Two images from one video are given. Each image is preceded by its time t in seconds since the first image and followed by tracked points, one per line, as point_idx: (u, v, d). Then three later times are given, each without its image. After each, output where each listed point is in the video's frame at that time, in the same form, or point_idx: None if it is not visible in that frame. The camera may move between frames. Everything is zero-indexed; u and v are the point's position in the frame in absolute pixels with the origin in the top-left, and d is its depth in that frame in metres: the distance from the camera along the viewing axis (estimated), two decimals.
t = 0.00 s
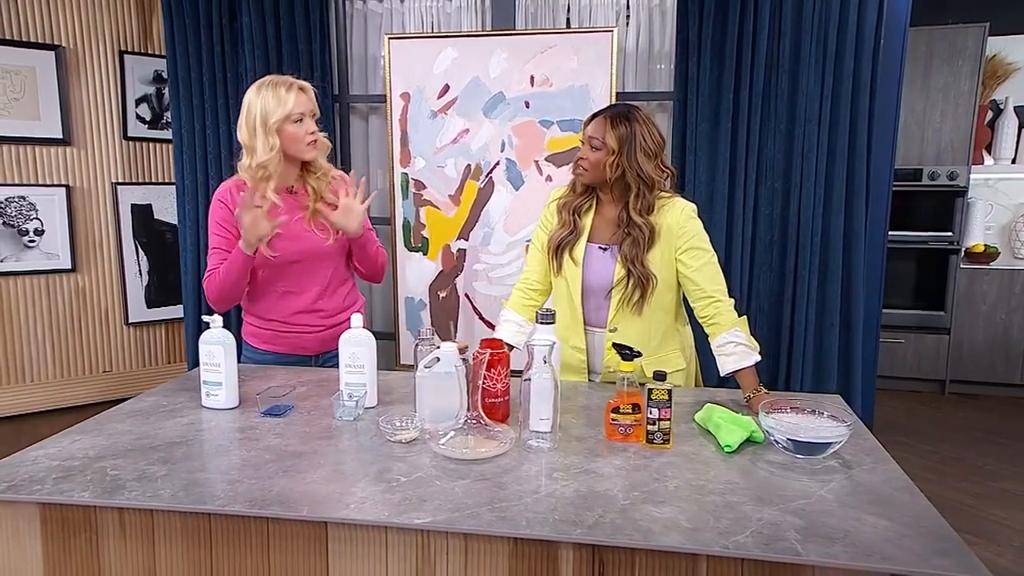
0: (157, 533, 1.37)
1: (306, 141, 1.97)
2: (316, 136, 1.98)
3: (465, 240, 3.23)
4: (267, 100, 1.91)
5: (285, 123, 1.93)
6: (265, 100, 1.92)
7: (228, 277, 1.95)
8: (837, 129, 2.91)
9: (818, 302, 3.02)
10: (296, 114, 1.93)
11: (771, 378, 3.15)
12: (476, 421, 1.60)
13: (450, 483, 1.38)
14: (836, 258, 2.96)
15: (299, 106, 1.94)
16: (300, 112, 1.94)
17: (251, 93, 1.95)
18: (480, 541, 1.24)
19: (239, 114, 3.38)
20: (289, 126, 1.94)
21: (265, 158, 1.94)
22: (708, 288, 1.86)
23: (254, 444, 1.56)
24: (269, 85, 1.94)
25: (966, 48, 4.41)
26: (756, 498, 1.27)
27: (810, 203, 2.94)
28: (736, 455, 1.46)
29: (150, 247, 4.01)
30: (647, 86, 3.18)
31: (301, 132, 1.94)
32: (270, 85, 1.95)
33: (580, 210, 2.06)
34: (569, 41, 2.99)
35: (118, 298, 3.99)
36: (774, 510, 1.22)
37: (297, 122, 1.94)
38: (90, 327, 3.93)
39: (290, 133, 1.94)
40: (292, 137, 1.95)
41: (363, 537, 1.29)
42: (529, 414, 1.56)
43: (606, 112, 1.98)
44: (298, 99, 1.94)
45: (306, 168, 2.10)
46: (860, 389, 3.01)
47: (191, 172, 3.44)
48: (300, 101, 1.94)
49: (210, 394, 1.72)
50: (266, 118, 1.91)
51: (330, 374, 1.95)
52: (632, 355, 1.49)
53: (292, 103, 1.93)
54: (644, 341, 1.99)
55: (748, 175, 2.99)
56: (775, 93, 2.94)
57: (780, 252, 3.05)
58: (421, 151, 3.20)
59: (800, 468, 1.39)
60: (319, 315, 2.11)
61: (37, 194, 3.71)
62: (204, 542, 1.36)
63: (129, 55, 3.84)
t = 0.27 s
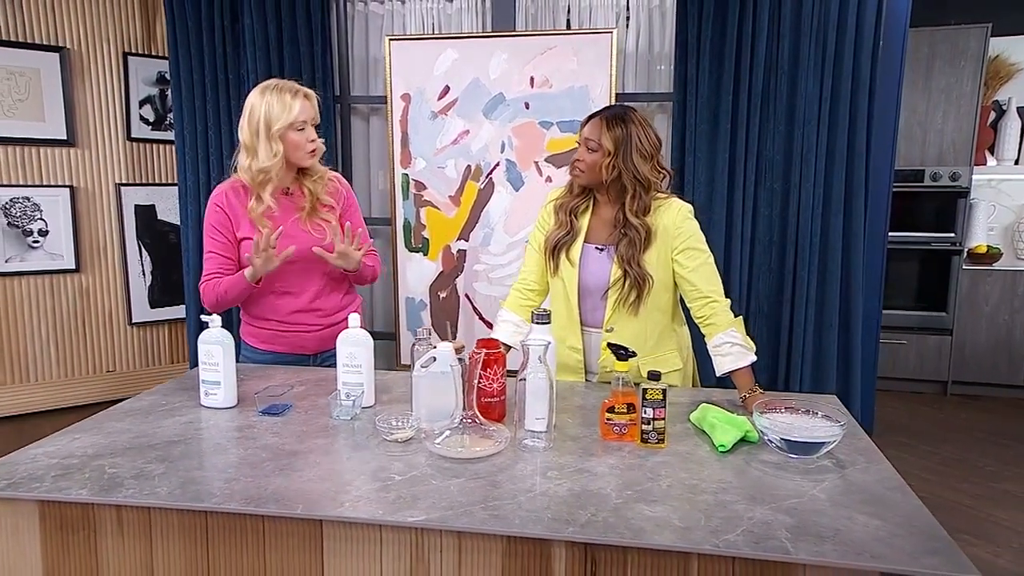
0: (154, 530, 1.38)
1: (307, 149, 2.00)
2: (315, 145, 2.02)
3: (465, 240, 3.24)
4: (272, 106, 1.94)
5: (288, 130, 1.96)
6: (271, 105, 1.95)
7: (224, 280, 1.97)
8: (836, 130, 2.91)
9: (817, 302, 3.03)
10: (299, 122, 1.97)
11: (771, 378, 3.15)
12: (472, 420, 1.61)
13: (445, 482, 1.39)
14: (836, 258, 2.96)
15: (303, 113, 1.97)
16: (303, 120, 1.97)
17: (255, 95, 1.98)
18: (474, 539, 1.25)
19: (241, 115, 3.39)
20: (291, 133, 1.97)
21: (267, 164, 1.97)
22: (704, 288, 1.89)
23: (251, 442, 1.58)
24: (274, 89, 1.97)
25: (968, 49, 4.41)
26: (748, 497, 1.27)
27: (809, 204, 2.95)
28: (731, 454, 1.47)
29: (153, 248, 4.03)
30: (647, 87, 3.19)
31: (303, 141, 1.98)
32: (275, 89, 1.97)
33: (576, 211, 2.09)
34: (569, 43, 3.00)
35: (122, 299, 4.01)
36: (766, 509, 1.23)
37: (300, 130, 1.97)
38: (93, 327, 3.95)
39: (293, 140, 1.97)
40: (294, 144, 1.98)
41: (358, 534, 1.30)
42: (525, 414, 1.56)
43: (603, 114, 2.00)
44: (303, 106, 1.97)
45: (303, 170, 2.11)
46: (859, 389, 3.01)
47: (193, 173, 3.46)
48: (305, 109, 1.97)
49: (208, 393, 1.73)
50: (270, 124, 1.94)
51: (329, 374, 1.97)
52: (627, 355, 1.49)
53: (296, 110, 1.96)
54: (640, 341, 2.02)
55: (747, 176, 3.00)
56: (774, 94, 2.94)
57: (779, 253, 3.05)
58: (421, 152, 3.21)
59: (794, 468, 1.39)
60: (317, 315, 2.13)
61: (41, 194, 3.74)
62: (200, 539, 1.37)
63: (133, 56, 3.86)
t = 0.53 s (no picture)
0: (152, 528, 1.39)
1: (302, 151, 2.02)
2: (311, 146, 2.03)
3: (466, 241, 3.25)
4: (269, 107, 1.97)
5: (285, 132, 1.98)
6: (268, 107, 1.97)
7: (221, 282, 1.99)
8: (836, 131, 2.92)
9: (817, 303, 3.03)
10: (296, 124, 1.99)
11: (771, 378, 3.15)
12: (468, 419, 1.61)
13: (440, 480, 1.40)
14: (835, 259, 2.97)
15: (299, 116, 1.99)
16: (300, 122, 1.99)
17: (253, 96, 2.01)
18: (467, 537, 1.26)
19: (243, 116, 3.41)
20: (287, 135, 1.99)
21: (263, 164, 1.99)
22: (701, 288, 1.90)
23: (249, 441, 1.59)
24: (271, 91, 2.00)
25: (971, 49, 4.40)
26: (740, 496, 1.28)
27: (808, 204, 2.95)
28: (725, 454, 1.47)
29: (157, 248, 4.05)
30: (647, 88, 3.19)
31: (298, 142, 2.00)
32: (273, 91, 2.00)
33: (574, 212, 2.10)
34: (569, 44, 3.01)
35: (125, 299, 4.03)
36: (757, 508, 1.23)
37: (296, 132, 1.99)
38: (98, 327, 3.98)
39: (289, 142, 1.99)
40: (290, 145, 2.00)
41: (353, 532, 1.31)
42: (521, 414, 1.57)
43: (600, 115, 2.02)
44: (300, 109, 2.00)
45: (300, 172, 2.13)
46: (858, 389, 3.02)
47: (195, 174, 3.48)
48: (301, 111, 2.00)
49: (208, 392, 1.74)
50: (267, 125, 1.97)
51: (327, 374, 1.98)
52: (622, 354, 1.51)
53: (293, 112, 1.98)
54: (637, 341, 2.03)
55: (747, 177, 3.00)
56: (773, 95, 2.95)
57: (779, 253, 3.06)
58: (422, 153, 3.22)
59: (787, 468, 1.40)
60: (315, 314, 2.14)
61: (45, 195, 3.76)
62: (197, 537, 1.38)
63: (137, 58, 3.88)
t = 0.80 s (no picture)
0: (150, 525, 1.41)
1: (299, 152, 2.03)
2: (308, 147, 2.04)
3: (466, 242, 3.26)
4: (266, 108, 1.98)
5: (282, 133, 1.99)
6: (265, 108, 1.99)
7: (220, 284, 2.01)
8: (835, 132, 2.93)
9: (816, 304, 3.04)
10: (293, 124, 2.00)
11: (770, 379, 3.16)
12: (465, 419, 1.62)
13: (436, 479, 1.41)
14: (835, 260, 2.97)
15: (296, 116, 2.01)
16: (297, 123, 2.01)
17: (250, 98, 2.02)
18: (462, 536, 1.27)
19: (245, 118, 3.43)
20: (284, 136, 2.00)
21: (261, 165, 2.01)
22: (697, 289, 1.91)
23: (248, 440, 1.60)
24: (269, 92, 2.01)
25: (973, 50, 4.39)
26: (734, 496, 1.28)
27: (808, 205, 2.96)
28: (720, 454, 1.48)
29: (160, 249, 4.07)
30: (648, 89, 3.21)
31: (295, 143, 2.01)
32: (269, 92, 2.02)
33: (572, 213, 2.11)
34: (569, 46, 3.02)
35: (129, 300, 4.05)
36: (750, 507, 1.24)
37: (293, 133, 2.01)
38: (102, 327, 4.00)
39: (286, 142, 2.00)
40: (287, 146, 2.01)
41: (348, 530, 1.32)
42: (518, 413, 1.58)
43: (596, 117, 2.03)
44: (297, 110, 2.01)
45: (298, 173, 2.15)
46: (858, 390, 3.03)
47: (198, 175, 3.50)
48: (299, 112, 2.01)
49: (207, 391, 1.76)
50: (264, 126, 1.98)
51: (326, 374, 1.99)
52: (618, 355, 1.51)
53: (290, 113, 2.00)
54: (634, 342, 2.04)
55: (747, 178, 3.02)
56: (773, 97, 2.96)
57: (778, 254, 3.07)
58: (423, 154, 3.23)
59: (781, 467, 1.40)
60: (314, 314, 2.16)
61: (50, 196, 3.79)
62: (195, 535, 1.40)
63: (141, 60, 3.90)
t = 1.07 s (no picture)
0: (149, 523, 1.42)
1: (298, 155, 2.04)
2: (307, 150, 2.06)
3: (467, 243, 3.27)
4: (267, 111, 2.00)
5: (281, 136, 2.01)
6: (265, 112, 2.00)
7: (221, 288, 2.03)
8: (835, 133, 2.93)
9: (816, 306, 3.04)
10: (293, 128, 2.02)
11: (771, 380, 3.16)
12: (462, 420, 1.63)
13: (432, 478, 1.42)
14: (835, 261, 2.98)
15: (296, 120, 2.02)
16: (297, 127, 2.02)
17: (251, 101, 2.04)
18: (457, 534, 1.28)
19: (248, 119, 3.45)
20: (284, 139, 2.02)
21: (260, 168, 2.02)
22: (694, 290, 1.93)
23: (246, 439, 1.61)
24: (270, 96, 2.03)
25: (976, 51, 4.38)
26: (727, 495, 1.29)
27: (808, 206, 2.97)
28: (715, 454, 1.49)
29: (165, 249, 4.09)
30: (648, 90, 3.22)
31: (294, 147, 2.02)
32: (270, 96, 2.03)
33: (570, 214, 2.12)
34: (569, 47, 3.04)
35: (133, 300, 4.07)
36: (743, 506, 1.24)
37: (293, 136, 2.02)
38: (106, 327, 4.02)
39: (285, 146, 2.02)
40: (286, 150, 2.02)
41: (344, 528, 1.33)
42: (514, 413, 1.58)
43: (594, 119, 2.03)
44: (297, 114, 2.03)
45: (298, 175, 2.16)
46: (857, 390, 3.03)
47: (201, 176, 3.52)
48: (299, 116, 2.03)
49: (207, 391, 1.77)
50: (264, 129, 2.00)
51: (326, 374, 2.00)
52: (614, 355, 1.52)
53: (290, 117, 2.01)
54: (631, 343, 2.06)
55: (747, 179, 3.02)
56: (773, 98, 2.97)
57: (778, 255, 3.07)
58: (424, 156, 3.25)
59: (776, 467, 1.41)
60: (314, 315, 2.18)
61: (55, 197, 3.81)
62: (193, 532, 1.41)
63: (146, 61, 3.91)
